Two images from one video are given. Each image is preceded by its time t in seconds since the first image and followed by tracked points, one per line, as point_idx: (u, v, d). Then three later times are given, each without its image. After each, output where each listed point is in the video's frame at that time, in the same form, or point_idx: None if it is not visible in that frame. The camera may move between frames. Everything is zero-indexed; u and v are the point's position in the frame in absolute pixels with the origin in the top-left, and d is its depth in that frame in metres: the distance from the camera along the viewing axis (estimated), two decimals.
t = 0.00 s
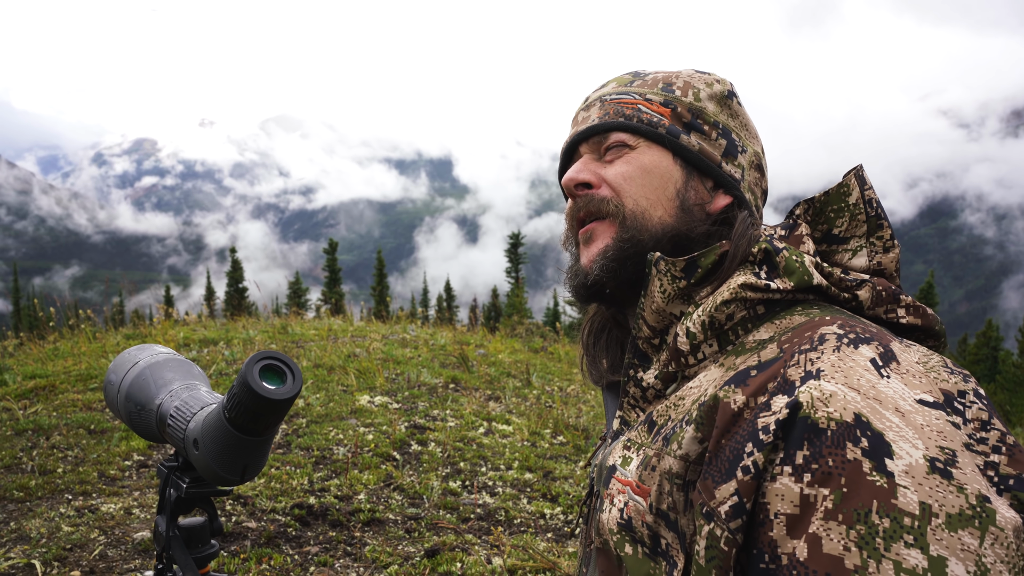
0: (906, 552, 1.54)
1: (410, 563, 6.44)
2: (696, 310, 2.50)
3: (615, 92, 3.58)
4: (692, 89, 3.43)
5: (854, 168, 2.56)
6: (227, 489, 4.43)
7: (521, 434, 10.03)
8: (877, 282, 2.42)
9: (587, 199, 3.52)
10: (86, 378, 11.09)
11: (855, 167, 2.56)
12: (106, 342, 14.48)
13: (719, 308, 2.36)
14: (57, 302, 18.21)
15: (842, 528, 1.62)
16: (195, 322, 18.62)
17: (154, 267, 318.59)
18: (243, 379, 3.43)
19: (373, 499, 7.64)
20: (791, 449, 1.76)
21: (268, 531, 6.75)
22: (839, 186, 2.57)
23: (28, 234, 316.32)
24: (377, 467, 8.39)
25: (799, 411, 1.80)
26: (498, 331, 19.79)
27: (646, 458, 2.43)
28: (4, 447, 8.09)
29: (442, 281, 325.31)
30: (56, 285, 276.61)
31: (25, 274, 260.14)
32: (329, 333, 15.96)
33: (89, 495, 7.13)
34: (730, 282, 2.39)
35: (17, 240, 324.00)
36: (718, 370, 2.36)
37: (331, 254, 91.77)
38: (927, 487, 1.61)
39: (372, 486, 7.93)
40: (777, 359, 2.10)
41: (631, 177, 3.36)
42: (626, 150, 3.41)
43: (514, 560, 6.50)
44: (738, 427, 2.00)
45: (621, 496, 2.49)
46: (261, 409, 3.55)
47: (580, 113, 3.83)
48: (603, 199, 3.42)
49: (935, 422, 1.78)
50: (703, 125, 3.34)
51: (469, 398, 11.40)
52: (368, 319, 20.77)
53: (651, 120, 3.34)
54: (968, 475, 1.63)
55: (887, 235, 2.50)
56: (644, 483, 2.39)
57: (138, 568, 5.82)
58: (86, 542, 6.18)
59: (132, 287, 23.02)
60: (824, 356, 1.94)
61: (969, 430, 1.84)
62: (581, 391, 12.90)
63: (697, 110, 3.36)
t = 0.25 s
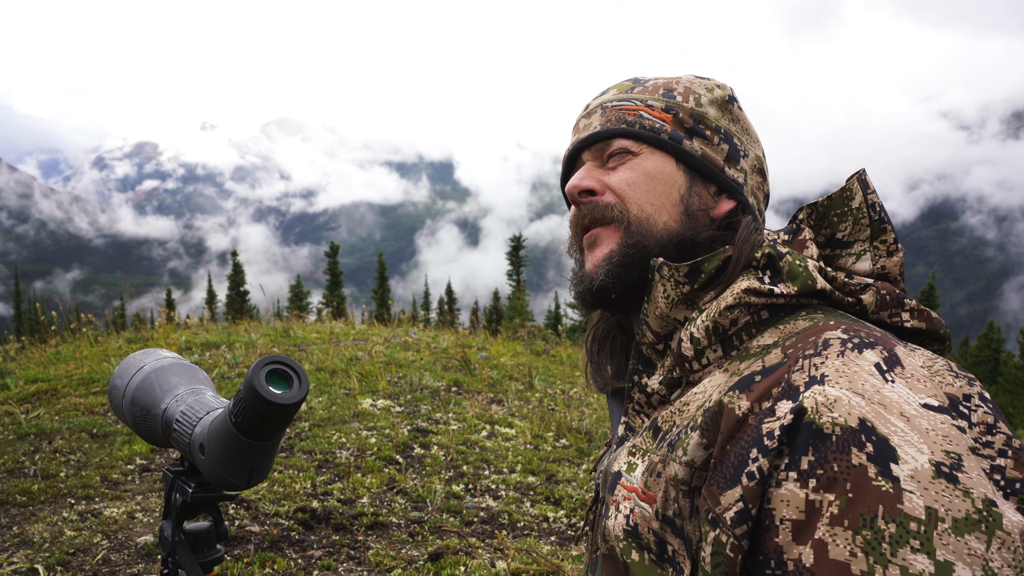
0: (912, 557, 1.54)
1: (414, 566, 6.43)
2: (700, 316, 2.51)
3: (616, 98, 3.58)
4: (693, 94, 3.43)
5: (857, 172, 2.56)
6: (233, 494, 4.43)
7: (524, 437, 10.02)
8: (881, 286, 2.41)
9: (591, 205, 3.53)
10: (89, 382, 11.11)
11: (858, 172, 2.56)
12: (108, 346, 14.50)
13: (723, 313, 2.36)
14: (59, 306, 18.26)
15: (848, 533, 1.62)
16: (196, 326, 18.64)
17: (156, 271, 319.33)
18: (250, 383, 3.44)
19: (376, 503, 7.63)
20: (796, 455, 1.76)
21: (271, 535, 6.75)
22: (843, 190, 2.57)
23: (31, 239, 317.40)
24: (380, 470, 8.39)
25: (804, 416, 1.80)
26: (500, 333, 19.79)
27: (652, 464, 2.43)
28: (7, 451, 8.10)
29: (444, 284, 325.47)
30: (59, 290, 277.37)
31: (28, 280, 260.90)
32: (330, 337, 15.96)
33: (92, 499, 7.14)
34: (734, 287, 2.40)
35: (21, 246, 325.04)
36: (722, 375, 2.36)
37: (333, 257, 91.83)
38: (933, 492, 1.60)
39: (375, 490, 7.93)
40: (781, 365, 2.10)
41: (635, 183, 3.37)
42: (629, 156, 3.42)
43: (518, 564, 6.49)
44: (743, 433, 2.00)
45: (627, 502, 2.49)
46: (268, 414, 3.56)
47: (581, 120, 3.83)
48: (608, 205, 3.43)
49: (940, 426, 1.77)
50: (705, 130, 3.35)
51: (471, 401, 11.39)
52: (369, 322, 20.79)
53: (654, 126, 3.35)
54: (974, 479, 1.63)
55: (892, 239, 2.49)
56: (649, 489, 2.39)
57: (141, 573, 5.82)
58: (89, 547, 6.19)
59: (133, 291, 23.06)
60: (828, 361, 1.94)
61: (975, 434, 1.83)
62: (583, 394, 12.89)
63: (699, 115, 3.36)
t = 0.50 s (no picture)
0: (917, 559, 1.54)
1: (418, 569, 6.43)
2: (702, 319, 2.51)
3: (616, 101, 3.59)
4: (692, 97, 3.44)
5: (859, 173, 2.56)
6: (238, 499, 4.44)
7: (527, 438, 10.02)
8: (882, 288, 2.42)
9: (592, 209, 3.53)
10: (91, 385, 11.12)
11: (859, 173, 2.56)
12: (109, 349, 14.52)
13: (725, 316, 2.37)
14: (60, 309, 18.29)
15: (852, 535, 1.61)
16: (198, 328, 18.65)
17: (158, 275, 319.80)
18: (255, 387, 3.45)
19: (379, 505, 7.64)
20: (799, 458, 1.76)
21: (274, 538, 6.75)
22: (844, 192, 2.57)
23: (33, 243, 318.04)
24: (383, 473, 8.39)
25: (807, 419, 1.79)
26: (501, 334, 19.79)
27: (655, 467, 2.44)
28: (9, 455, 8.12)
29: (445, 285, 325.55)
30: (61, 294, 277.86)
31: (31, 284, 261.38)
32: (332, 339, 15.97)
33: (95, 502, 7.15)
34: (736, 290, 2.40)
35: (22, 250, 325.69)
36: (724, 378, 2.36)
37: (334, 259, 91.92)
38: (937, 493, 1.60)
39: (378, 492, 7.92)
40: (784, 368, 2.10)
41: (636, 186, 3.37)
42: (629, 159, 3.42)
43: (522, 565, 6.49)
44: (746, 436, 2.00)
45: (631, 506, 2.49)
46: (273, 418, 3.56)
47: (581, 124, 3.83)
48: (609, 209, 3.43)
49: (943, 427, 1.77)
50: (704, 132, 3.35)
51: (473, 402, 11.39)
52: (370, 323, 20.80)
53: (653, 129, 3.35)
54: (978, 480, 1.63)
55: (893, 240, 2.49)
56: (653, 492, 2.39)
57: None
58: (93, 550, 6.20)
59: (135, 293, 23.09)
60: (830, 363, 1.94)
61: (978, 436, 1.83)
62: (585, 395, 12.89)
63: (699, 117, 3.37)
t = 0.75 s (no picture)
0: (909, 559, 1.55)
1: (418, 570, 6.45)
2: (697, 322, 2.53)
3: (610, 109, 3.63)
4: (685, 103, 3.47)
5: (852, 177, 2.59)
6: (240, 501, 4.45)
7: (527, 439, 10.03)
8: (877, 290, 2.43)
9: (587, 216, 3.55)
10: (91, 386, 11.13)
11: (852, 177, 2.59)
12: (110, 349, 14.53)
13: (719, 319, 2.39)
14: (60, 310, 18.32)
15: (844, 536, 1.63)
16: (198, 329, 18.67)
17: (158, 276, 320.04)
18: (257, 390, 3.47)
19: (379, 506, 7.65)
20: (793, 460, 1.77)
21: (275, 540, 6.77)
22: (838, 195, 2.59)
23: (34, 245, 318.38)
24: (383, 474, 8.40)
25: (799, 421, 1.81)
26: (501, 335, 19.81)
27: (651, 470, 2.45)
28: (10, 456, 8.14)
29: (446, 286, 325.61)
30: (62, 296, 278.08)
31: (32, 285, 261.62)
32: (332, 340, 15.98)
33: (95, 503, 7.16)
34: (730, 293, 2.42)
35: (23, 252, 325.98)
36: (720, 381, 2.37)
37: (334, 260, 91.95)
38: (929, 494, 1.62)
39: (379, 493, 7.94)
40: (777, 370, 2.11)
41: (630, 193, 3.39)
42: (624, 167, 3.44)
43: (523, 567, 6.50)
44: (740, 438, 2.01)
45: (627, 509, 2.50)
46: (275, 420, 3.59)
47: (576, 132, 3.87)
48: (604, 216, 3.45)
49: (935, 428, 1.78)
50: (697, 138, 3.38)
51: (474, 403, 11.40)
52: (371, 324, 20.81)
53: (646, 136, 3.38)
54: (969, 480, 1.64)
55: (887, 243, 2.51)
56: (649, 495, 2.40)
57: None
58: (94, 551, 6.21)
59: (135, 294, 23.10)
60: (823, 366, 1.96)
61: (971, 436, 1.85)
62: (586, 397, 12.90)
63: (692, 124, 3.40)
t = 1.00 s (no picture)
0: (900, 561, 1.55)
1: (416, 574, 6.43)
2: (691, 326, 2.54)
3: (601, 118, 3.63)
4: (676, 111, 3.46)
5: (846, 181, 2.59)
6: (240, 505, 4.45)
7: (525, 443, 10.02)
8: (870, 294, 2.44)
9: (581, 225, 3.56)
10: (88, 389, 11.09)
11: (846, 181, 2.59)
12: (107, 352, 14.49)
13: (713, 323, 2.40)
14: (58, 313, 18.28)
15: (836, 538, 1.63)
16: (196, 332, 18.63)
17: (156, 279, 319.51)
18: (257, 394, 3.47)
19: (378, 510, 7.63)
20: (784, 463, 1.78)
21: (273, 543, 6.75)
22: (831, 200, 2.60)
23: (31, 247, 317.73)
24: (381, 477, 8.38)
25: (791, 424, 1.82)
26: (500, 338, 19.81)
27: (646, 474, 2.45)
28: (7, 459, 8.11)
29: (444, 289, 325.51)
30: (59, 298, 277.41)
31: (29, 288, 260.98)
32: (330, 343, 15.95)
33: (93, 507, 7.14)
34: (723, 298, 2.43)
35: (21, 254, 325.28)
36: (714, 385, 2.38)
37: (333, 263, 91.87)
38: (920, 496, 1.62)
39: (377, 496, 7.92)
40: (770, 373, 2.12)
41: (623, 202, 3.40)
42: (616, 175, 3.45)
43: (521, 570, 6.50)
44: (732, 441, 2.02)
45: (622, 513, 2.50)
46: (275, 424, 3.59)
47: (568, 142, 3.87)
48: (597, 225, 3.46)
49: (927, 431, 1.79)
50: (689, 145, 3.38)
51: (472, 407, 11.39)
52: (369, 327, 20.79)
53: (638, 144, 3.38)
54: (961, 482, 1.65)
55: (881, 247, 2.51)
56: (644, 499, 2.40)
57: None
58: (92, 555, 6.19)
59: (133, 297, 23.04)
60: (816, 369, 1.97)
61: (962, 438, 1.86)
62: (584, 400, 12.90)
63: (683, 131, 3.39)
